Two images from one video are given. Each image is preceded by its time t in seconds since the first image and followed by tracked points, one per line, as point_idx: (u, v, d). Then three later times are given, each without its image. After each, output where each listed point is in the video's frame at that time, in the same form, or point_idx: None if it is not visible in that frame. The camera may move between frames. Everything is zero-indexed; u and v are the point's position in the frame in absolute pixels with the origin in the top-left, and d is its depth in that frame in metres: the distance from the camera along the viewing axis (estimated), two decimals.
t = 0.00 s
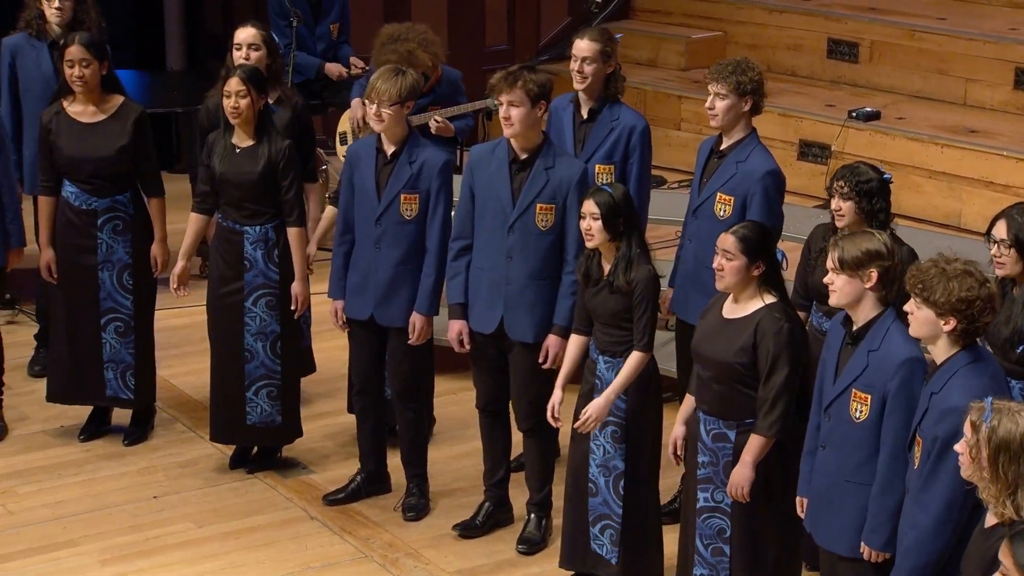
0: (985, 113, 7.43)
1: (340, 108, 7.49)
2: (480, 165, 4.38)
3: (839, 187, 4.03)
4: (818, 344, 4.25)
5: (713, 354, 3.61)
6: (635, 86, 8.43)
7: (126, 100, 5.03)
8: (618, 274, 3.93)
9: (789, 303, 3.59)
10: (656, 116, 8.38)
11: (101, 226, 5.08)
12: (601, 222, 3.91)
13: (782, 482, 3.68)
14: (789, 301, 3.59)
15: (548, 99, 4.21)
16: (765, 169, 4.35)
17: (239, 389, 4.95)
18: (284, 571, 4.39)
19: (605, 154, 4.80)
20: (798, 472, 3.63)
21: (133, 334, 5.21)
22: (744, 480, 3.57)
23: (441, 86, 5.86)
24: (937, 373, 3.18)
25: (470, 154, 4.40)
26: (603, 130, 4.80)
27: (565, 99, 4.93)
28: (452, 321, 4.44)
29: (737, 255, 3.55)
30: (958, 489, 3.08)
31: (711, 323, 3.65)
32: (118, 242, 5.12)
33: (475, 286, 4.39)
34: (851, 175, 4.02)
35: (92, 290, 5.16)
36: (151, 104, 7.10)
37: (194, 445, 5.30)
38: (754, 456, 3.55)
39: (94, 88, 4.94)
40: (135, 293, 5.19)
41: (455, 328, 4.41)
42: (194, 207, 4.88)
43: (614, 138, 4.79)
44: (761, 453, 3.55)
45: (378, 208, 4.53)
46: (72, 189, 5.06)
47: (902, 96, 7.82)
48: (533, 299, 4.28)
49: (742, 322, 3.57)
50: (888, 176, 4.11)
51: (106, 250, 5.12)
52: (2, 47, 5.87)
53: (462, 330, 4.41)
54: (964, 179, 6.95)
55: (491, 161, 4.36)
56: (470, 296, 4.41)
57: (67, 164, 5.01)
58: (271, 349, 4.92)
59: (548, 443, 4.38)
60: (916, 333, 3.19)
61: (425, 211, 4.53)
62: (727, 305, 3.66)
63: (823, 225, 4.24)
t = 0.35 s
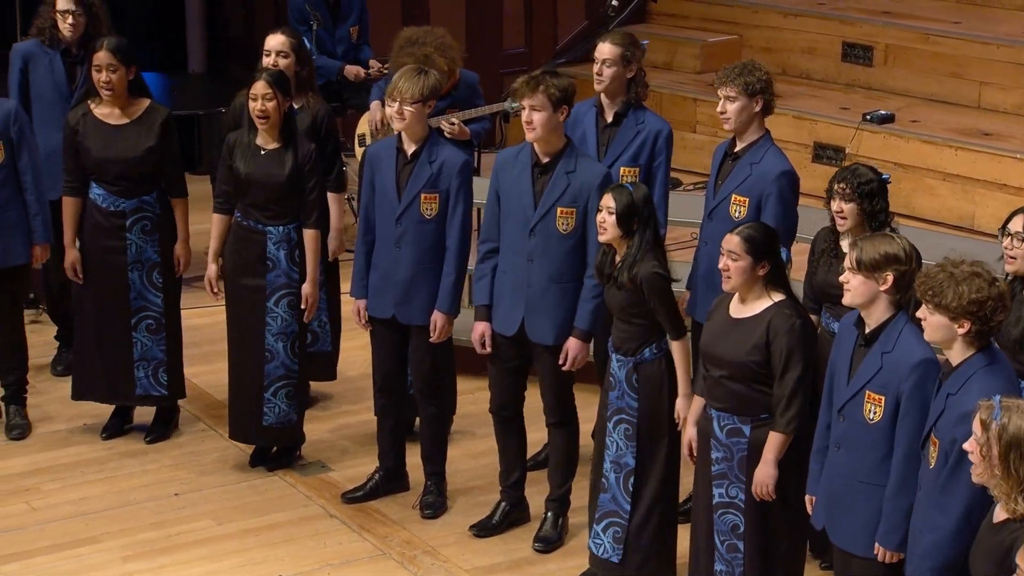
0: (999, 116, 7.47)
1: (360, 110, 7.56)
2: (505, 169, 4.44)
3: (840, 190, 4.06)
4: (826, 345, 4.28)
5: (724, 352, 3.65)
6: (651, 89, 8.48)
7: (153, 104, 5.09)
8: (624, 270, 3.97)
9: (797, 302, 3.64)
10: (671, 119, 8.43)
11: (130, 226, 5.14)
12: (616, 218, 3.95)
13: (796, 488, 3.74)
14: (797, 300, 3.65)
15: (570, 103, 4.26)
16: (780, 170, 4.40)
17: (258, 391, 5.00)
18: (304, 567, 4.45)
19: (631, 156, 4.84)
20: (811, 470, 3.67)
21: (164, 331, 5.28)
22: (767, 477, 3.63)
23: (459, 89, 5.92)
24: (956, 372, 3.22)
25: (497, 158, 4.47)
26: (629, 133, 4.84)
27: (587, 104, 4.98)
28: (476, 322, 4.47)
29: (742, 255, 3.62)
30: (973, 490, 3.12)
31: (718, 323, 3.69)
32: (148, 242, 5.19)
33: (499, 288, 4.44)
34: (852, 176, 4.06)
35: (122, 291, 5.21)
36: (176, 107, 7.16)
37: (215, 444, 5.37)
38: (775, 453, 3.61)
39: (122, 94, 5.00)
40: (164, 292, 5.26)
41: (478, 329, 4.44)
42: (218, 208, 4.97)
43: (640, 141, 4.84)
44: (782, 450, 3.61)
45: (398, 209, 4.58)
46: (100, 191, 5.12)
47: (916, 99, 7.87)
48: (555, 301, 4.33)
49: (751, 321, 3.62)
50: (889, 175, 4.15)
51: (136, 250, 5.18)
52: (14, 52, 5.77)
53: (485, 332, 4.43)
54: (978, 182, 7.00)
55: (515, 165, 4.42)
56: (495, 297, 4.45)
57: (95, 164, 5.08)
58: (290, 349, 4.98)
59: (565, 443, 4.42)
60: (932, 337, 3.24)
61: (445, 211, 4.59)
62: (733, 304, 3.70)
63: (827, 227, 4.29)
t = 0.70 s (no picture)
0: (1011, 119, 7.51)
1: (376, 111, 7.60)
2: (529, 168, 4.47)
3: (841, 196, 4.10)
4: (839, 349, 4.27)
5: (738, 352, 3.68)
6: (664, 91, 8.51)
7: (178, 108, 5.14)
8: (638, 272, 4.01)
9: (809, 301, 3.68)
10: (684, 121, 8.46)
11: (149, 228, 5.19)
12: (634, 223, 3.97)
13: (812, 488, 3.76)
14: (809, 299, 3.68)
15: (587, 106, 4.30)
16: (786, 166, 4.44)
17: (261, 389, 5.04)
18: (319, 565, 4.49)
19: (646, 155, 4.88)
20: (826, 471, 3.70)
21: (185, 330, 5.33)
22: (787, 476, 3.66)
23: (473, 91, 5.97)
24: (971, 373, 3.22)
25: (520, 161, 4.50)
26: (643, 132, 4.88)
27: (602, 104, 5.00)
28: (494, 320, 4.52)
29: (753, 253, 3.65)
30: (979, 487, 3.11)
31: (729, 322, 3.73)
32: (168, 244, 5.23)
33: (517, 289, 4.49)
34: (851, 181, 4.09)
35: (143, 292, 5.26)
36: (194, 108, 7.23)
37: (231, 443, 5.41)
38: (794, 452, 3.63)
39: (147, 97, 5.05)
40: (184, 293, 5.31)
41: (494, 325, 4.49)
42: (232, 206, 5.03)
43: (654, 139, 4.88)
44: (801, 449, 3.64)
45: (410, 209, 4.62)
46: (122, 192, 5.17)
47: (928, 102, 7.89)
48: (569, 301, 4.37)
49: (763, 321, 3.66)
50: (886, 174, 4.18)
51: (156, 251, 5.22)
52: (31, 52, 5.82)
53: (500, 328, 4.48)
54: (990, 184, 7.03)
55: (536, 165, 4.46)
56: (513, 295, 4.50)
57: (116, 164, 5.13)
58: (296, 350, 5.03)
59: (579, 443, 4.46)
60: (947, 338, 3.25)
61: (456, 211, 4.62)
62: (744, 303, 3.74)
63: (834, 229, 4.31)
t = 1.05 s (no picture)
0: None
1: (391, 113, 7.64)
2: (549, 170, 4.50)
3: (852, 197, 4.12)
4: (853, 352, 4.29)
5: (754, 355, 3.70)
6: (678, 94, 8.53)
7: (202, 116, 5.20)
8: (669, 286, 4.04)
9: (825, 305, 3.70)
10: (697, 123, 8.49)
11: (167, 230, 5.22)
12: (658, 238, 3.99)
13: (824, 491, 3.80)
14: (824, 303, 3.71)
15: (602, 110, 4.32)
16: (796, 167, 4.47)
17: (280, 390, 5.09)
18: (335, 564, 4.53)
19: (657, 160, 4.90)
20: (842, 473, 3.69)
21: (200, 332, 5.35)
22: (806, 478, 3.68)
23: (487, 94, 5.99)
24: (984, 377, 3.19)
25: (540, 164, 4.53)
26: (654, 138, 4.90)
27: (617, 104, 5.03)
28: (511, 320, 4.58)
29: (767, 257, 3.67)
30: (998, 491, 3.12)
31: (745, 324, 3.75)
32: (185, 247, 5.25)
33: (534, 289, 4.52)
34: (863, 182, 4.12)
35: (160, 292, 5.30)
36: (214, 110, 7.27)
37: (247, 442, 5.45)
38: (812, 455, 3.66)
39: (174, 101, 5.10)
40: (201, 296, 5.32)
41: (510, 325, 4.55)
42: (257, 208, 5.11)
43: (665, 146, 4.90)
44: (819, 452, 3.67)
45: (416, 210, 4.65)
46: (143, 195, 5.22)
47: (941, 104, 7.91)
48: (578, 302, 4.39)
49: (779, 325, 3.68)
50: (899, 178, 4.19)
51: (173, 254, 5.25)
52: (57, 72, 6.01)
53: (517, 328, 4.55)
54: (1003, 186, 7.04)
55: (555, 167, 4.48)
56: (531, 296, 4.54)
57: (136, 166, 5.18)
58: (312, 352, 5.05)
59: (592, 443, 4.48)
60: (953, 341, 3.22)
61: (462, 211, 4.65)
62: (759, 306, 3.76)
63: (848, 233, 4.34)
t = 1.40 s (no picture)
0: None
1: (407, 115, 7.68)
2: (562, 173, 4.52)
3: (875, 199, 4.15)
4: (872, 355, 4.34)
5: (769, 358, 3.73)
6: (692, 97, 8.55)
7: (223, 119, 5.22)
8: (690, 288, 4.06)
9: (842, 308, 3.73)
10: (711, 125, 8.52)
11: (183, 232, 5.26)
12: (676, 238, 4.02)
13: (841, 496, 3.82)
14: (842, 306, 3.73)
15: (613, 111, 4.35)
16: (809, 160, 4.53)
17: (294, 387, 5.14)
18: (350, 563, 4.56)
19: (663, 164, 4.93)
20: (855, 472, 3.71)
21: (218, 335, 5.39)
22: (823, 484, 3.70)
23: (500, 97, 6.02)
24: (994, 380, 3.21)
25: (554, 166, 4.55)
26: (663, 142, 4.93)
27: (625, 110, 5.05)
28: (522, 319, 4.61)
29: (786, 260, 3.70)
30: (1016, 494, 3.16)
31: (762, 328, 3.78)
32: (202, 249, 5.29)
33: (546, 290, 4.55)
34: (886, 186, 4.15)
35: (176, 293, 5.33)
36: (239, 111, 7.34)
37: (262, 443, 5.48)
38: (828, 461, 3.68)
39: (195, 104, 5.13)
40: (218, 298, 5.37)
41: (523, 324, 4.58)
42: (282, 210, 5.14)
43: (672, 150, 4.93)
44: (833, 458, 3.68)
45: (427, 212, 4.68)
46: (162, 196, 5.27)
47: (955, 107, 7.92)
48: (588, 302, 4.42)
49: (796, 329, 3.70)
50: (923, 185, 4.22)
51: (189, 256, 5.29)
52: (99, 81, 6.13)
53: (528, 327, 4.58)
54: (1016, 189, 7.05)
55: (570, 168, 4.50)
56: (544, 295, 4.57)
57: (156, 167, 5.23)
58: (322, 353, 5.07)
59: (604, 444, 4.51)
60: (958, 343, 3.23)
61: (473, 213, 4.68)
62: (776, 309, 3.78)
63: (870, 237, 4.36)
